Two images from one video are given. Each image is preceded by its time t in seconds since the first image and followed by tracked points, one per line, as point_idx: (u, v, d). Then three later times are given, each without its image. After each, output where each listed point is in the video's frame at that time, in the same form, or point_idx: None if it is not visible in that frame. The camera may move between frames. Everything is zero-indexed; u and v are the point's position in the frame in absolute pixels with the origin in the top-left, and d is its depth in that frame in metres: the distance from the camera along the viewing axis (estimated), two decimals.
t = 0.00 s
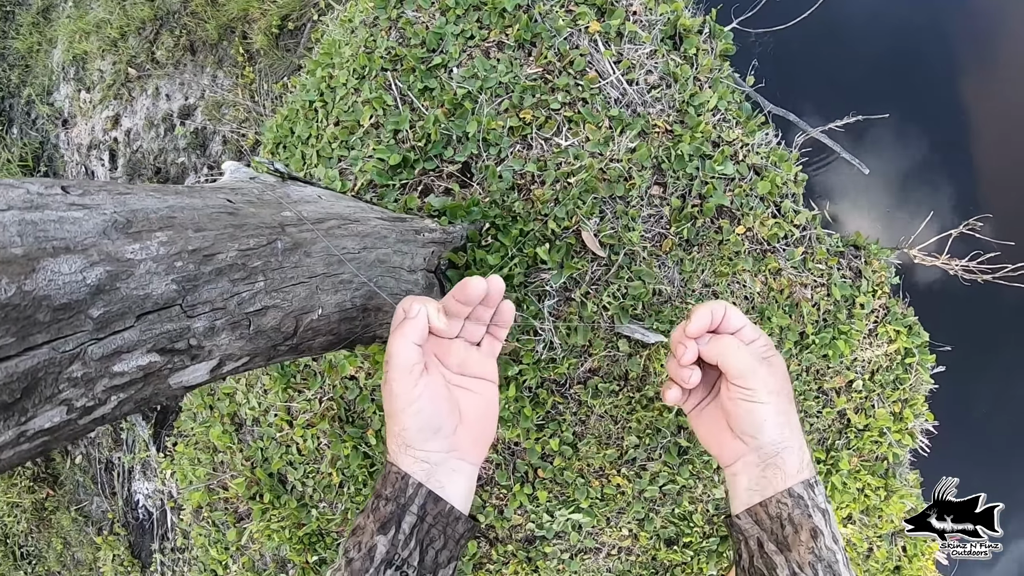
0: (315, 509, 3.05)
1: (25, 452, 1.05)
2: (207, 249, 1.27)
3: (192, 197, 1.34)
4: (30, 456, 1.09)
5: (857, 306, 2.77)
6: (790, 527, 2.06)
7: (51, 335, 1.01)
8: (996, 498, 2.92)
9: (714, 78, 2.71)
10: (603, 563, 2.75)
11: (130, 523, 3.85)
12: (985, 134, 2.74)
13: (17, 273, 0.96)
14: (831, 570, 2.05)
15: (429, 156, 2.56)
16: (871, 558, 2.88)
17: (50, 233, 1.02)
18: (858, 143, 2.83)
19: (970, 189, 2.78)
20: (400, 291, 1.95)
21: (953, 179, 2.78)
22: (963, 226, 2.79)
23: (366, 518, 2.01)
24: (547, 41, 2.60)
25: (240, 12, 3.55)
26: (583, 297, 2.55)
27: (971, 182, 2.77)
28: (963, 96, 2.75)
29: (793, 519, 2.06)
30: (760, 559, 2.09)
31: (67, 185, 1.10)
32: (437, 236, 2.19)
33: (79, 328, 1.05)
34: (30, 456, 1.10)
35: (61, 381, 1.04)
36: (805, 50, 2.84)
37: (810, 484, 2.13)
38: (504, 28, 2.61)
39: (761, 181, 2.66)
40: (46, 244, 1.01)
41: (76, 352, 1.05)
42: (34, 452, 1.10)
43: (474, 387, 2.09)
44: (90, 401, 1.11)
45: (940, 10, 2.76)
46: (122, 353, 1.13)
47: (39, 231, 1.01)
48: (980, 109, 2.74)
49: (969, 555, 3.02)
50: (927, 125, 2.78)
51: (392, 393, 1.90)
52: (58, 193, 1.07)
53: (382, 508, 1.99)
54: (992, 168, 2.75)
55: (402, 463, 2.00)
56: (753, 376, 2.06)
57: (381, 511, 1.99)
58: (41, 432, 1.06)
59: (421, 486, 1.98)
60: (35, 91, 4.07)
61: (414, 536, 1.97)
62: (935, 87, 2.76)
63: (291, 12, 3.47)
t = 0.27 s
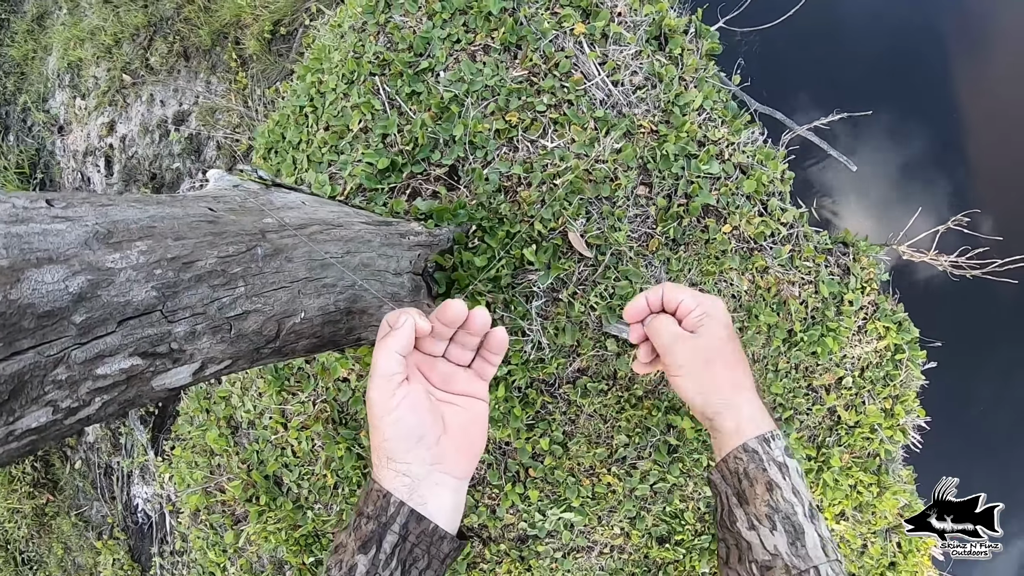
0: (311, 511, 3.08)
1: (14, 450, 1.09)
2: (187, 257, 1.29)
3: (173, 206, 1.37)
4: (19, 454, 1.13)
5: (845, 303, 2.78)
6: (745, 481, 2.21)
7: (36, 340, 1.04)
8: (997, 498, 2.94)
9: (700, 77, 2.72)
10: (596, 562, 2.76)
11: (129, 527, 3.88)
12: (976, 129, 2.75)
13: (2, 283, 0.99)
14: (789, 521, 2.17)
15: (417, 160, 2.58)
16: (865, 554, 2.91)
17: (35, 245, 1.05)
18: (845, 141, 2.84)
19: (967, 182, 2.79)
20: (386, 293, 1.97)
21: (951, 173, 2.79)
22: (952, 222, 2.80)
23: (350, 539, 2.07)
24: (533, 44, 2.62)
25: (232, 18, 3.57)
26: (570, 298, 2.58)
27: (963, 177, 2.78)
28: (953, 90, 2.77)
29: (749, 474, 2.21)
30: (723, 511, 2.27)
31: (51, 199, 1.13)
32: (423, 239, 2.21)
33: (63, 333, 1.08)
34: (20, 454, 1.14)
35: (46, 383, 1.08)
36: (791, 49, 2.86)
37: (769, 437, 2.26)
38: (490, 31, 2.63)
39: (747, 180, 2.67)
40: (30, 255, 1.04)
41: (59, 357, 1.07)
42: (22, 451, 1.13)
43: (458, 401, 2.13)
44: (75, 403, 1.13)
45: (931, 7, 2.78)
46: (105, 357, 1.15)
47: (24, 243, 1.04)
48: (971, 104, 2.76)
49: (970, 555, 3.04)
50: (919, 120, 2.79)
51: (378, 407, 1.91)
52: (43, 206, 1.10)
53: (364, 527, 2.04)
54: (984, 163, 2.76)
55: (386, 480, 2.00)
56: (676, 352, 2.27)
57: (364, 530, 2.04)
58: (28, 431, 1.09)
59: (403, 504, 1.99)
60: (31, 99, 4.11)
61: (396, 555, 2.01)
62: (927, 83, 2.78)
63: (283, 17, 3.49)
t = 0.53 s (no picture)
0: (309, 515, 3.07)
1: None
2: (172, 264, 1.28)
3: (159, 213, 1.36)
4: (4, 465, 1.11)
5: (843, 300, 2.76)
6: (688, 472, 2.10)
7: (19, 350, 1.03)
8: (997, 498, 2.96)
9: (694, 76, 2.71)
10: (595, 564, 2.75)
11: (129, 533, 3.87)
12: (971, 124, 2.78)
13: None
14: (738, 512, 2.07)
15: (410, 162, 2.57)
16: (866, 552, 2.89)
17: (16, 253, 1.04)
18: (841, 138, 2.83)
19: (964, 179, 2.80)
20: (379, 297, 1.96)
21: (948, 170, 2.79)
22: (950, 218, 2.79)
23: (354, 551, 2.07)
24: (526, 44, 2.60)
25: (226, 22, 3.56)
26: (566, 299, 2.57)
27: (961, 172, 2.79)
28: (952, 85, 2.76)
29: (690, 464, 2.09)
30: (673, 503, 2.18)
31: (34, 206, 1.12)
32: (417, 242, 2.20)
33: (46, 342, 1.06)
34: (8, 464, 1.11)
35: (30, 393, 1.05)
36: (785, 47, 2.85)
37: (711, 420, 2.12)
38: (483, 32, 2.62)
39: (743, 178, 2.66)
40: (11, 264, 1.02)
41: (42, 366, 1.06)
42: (8, 463, 1.11)
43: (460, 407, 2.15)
44: (60, 412, 1.12)
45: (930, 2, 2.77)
46: (90, 365, 1.14)
47: (6, 252, 1.02)
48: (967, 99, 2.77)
49: (970, 555, 3.03)
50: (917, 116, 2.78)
51: (387, 419, 1.90)
52: (25, 215, 1.09)
53: (372, 542, 2.02)
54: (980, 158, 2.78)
55: (396, 495, 1.98)
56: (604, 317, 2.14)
57: (371, 545, 2.02)
58: (13, 441, 1.07)
59: (415, 519, 1.98)
60: (27, 105, 4.10)
61: (406, 569, 2.00)
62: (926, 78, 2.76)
63: (277, 20, 3.47)
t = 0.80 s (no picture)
0: (313, 516, 3.06)
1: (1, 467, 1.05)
2: (178, 263, 1.27)
3: (164, 211, 1.35)
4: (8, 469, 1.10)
5: (847, 297, 2.76)
6: (651, 437, 1.96)
7: (21, 352, 1.02)
8: (997, 498, 2.94)
9: (697, 73, 2.70)
10: (600, 563, 2.74)
11: (131, 535, 3.85)
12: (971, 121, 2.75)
13: None
14: (712, 478, 1.95)
15: (413, 161, 2.56)
16: (871, 549, 2.88)
17: (19, 252, 1.02)
18: (844, 135, 2.82)
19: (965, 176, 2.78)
20: (383, 296, 1.95)
21: (950, 167, 2.77)
22: (952, 213, 2.79)
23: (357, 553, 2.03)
24: (528, 42, 2.60)
25: (225, 22, 3.54)
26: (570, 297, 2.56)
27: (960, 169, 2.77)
28: (948, 83, 2.75)
29: (653, 428, 1.95)
30: (637, 473, 2.04)
31: (37, 204, 1.10)
32: (420, 240, 2.19)
33: (49, 344, 1.05)
34: (11, 468, 1.11)
35: (33, 397, 1.05)
36: (787, 43, 2.84)
37: (674, 374, 1.96)
38: (484, 30, 2.61)
39: (746, 175, 2.65)
40: (14, 263, 1.01)
41: (46, 368, 1.05)
42: (12, 466, 1.10)
43: (459, 408, 2.19)
44: (64, 416, 1.11)
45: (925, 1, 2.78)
46: (94, 367, 1.13)
47: (8, 251, 1.01)
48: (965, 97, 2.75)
49: (970, 555, 3.03)
50: (916, 113, 2.77)
51: (391, 419, 1.90)
52: (28, 213, 1.07)
53: (374, 543, 2.00)
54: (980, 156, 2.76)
55: (397, 495, 1.98)
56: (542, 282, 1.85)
57: (375, 545, 1.99)
58: (16, 446, 1.06)
59: (416, 519, 1.97)
60: (25, 107, 4.08)
61: (408, 570, 1.98)
62: (922, 77, 2.76)
63: (276, 20, 3.46)
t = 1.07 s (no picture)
0: (320, 515, 3.04)
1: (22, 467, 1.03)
2: (200, 255, 1.26)
3: (183, 203, 1.33)
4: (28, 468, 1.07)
5: (857, 294, 2.76)
6: (681, 390, 1.94)
7: (42, 346, 1.00)
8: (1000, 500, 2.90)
9: (707, 69, 2.70)
10: (610, 560, 2.74)
11: (135, 535, 3.83)
12: (974, 119, 2.72)
13: (5, 283, 0.94)
14: (741, 422, 1.84)
15: (423, 157, 2.55)
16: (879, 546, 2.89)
17: (40, 242, 1.00)
18: (853, 132, 2.82)
19: (966, 172, 2.77)
20: (398, 293, 1.94)
21: (950, 163, 2.78)
22: (961, 210, 2.79)
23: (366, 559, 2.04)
24: (538, 38, 2.59)
25: (230, 19, 3.53)
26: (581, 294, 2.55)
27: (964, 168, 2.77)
28: (951, 81, 2.73)
29: (680, 381, 1.93)
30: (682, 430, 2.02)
31: (56, 194, 1.08)
32: (434, 237, 2.18)
33: (72, 338, 1.03)
34: (28, 469, 1.08)
35: (54, 393, 1.02)
36: (796, 40, 2.84)
37: (690, 326, 1.95)
38: (494, 26, 2.60)
39: (757, 172, 2.65)
40: (35, 252, 0.99)
41: (68, 363, 1.03)
42: (32, 465, 1.08)
43: (473, 416, 2.16)
44: (86, 413, 1.09)
45: None
46: (117, 362, 1.12)
47: (28, 240, 0.99)
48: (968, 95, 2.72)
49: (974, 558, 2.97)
50: (919, 112, 2.76)
51: (404, 426, 1.88)
52: (47, 202, 1.05)
53: (384, 548, 1.99)
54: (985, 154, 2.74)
55: (408, 501, 1.96)
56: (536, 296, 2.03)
57: (384, 551, 2.00)
58: (37, 445, 1.03)
59: (426, 525, 1.96)
60: (27, 105, 4.06)
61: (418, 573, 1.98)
62: (924, 76, 2.75)
63: (281, 17, 3.44)
